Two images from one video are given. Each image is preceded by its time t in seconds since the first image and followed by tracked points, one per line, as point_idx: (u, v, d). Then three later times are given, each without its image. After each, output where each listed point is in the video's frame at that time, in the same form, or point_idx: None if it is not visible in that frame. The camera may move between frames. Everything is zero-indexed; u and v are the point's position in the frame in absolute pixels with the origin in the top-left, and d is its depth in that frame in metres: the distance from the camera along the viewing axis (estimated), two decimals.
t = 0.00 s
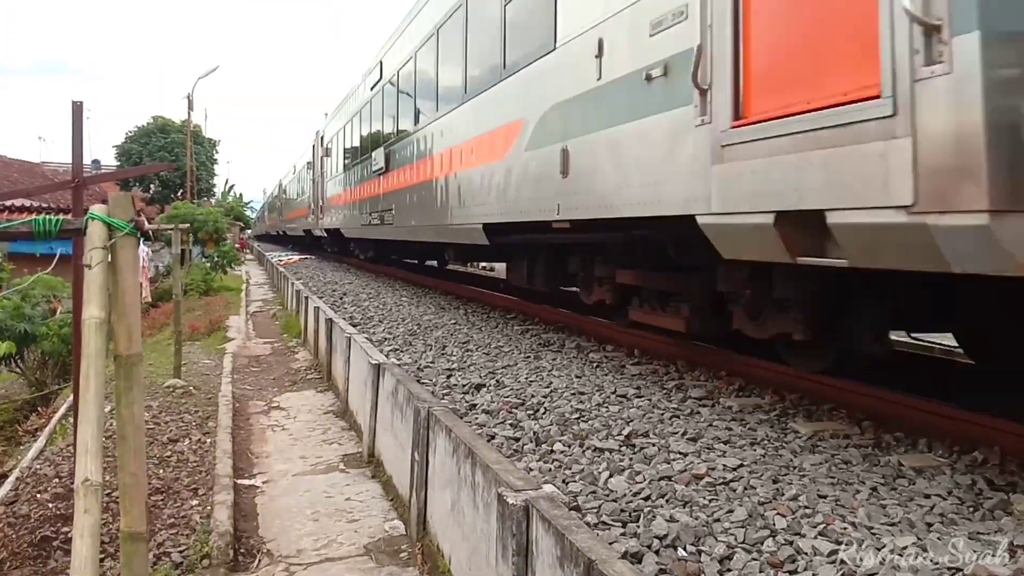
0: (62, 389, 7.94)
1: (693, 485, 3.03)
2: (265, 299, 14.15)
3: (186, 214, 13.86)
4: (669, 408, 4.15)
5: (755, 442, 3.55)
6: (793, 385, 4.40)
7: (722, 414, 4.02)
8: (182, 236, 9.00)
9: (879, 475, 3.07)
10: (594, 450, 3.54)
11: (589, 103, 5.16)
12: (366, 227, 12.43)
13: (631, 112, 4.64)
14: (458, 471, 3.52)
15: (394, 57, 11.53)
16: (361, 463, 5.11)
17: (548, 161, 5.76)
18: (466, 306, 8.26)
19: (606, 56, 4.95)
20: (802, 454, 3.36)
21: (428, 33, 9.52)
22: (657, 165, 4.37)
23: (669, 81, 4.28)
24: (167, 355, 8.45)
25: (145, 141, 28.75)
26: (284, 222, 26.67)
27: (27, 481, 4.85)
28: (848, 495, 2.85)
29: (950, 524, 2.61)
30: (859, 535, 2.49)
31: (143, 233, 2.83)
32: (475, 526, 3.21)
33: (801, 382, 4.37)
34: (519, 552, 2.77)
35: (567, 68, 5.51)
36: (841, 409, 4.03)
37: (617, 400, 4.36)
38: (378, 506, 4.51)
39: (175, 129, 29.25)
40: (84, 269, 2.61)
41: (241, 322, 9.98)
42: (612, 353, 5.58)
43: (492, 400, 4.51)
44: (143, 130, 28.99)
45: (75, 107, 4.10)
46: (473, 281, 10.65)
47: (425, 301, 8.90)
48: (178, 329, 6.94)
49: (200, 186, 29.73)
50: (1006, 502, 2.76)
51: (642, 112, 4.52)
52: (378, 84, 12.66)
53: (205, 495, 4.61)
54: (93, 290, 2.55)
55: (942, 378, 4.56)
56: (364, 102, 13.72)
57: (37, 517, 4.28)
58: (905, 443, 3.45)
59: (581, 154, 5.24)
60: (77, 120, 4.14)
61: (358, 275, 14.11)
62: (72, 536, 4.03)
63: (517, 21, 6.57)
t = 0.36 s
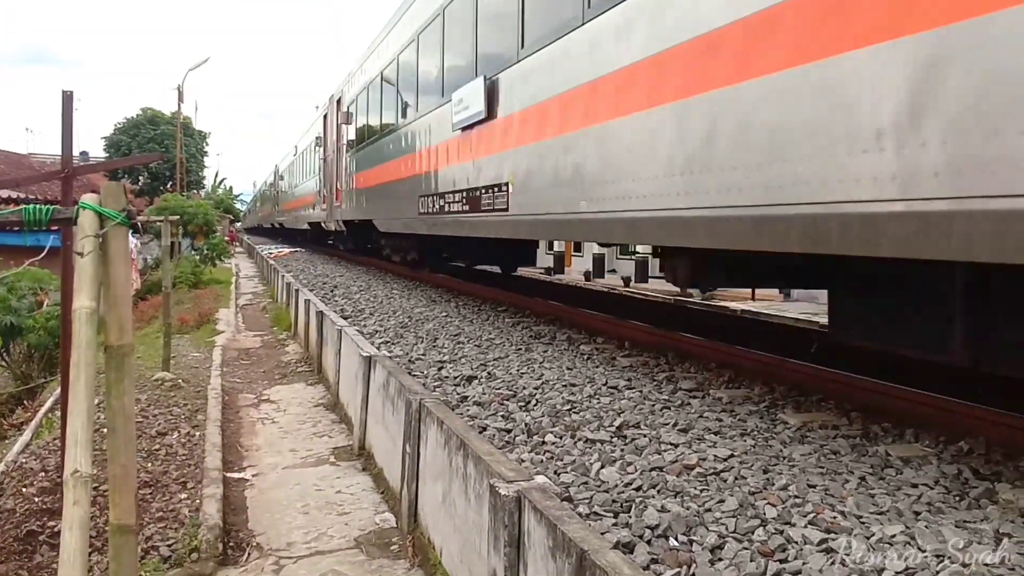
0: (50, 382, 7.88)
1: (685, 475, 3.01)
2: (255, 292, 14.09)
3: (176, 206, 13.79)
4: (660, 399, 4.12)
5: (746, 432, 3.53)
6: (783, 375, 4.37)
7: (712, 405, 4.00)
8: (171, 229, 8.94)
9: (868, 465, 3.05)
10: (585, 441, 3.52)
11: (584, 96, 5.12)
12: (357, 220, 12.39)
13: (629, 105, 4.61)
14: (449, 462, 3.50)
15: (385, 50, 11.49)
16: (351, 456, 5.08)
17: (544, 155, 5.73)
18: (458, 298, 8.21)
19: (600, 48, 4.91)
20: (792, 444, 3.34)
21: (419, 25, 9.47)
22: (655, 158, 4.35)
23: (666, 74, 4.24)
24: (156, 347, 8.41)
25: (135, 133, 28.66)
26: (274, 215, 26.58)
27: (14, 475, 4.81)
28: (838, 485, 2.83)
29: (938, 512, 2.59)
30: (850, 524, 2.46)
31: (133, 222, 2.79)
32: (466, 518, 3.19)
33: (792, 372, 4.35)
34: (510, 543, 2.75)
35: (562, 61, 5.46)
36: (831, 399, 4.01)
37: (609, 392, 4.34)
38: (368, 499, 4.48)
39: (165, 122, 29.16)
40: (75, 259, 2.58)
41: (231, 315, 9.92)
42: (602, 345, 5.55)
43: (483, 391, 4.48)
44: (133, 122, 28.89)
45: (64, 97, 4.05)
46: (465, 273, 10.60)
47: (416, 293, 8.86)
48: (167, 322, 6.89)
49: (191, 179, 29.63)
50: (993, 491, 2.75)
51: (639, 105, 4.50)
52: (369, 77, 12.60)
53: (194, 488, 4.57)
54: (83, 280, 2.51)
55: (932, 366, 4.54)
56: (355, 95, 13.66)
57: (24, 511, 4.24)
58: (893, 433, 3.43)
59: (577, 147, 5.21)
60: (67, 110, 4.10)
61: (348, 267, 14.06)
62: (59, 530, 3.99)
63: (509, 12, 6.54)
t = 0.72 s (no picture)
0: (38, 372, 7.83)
1: (682, 466, 3.00)
2: (243, 283, 14.03)
3: (162, 196, 13.71)
4: (655, 390, 4.11)
5: (743, 423, 3.52)
6: (778, 366, 4.36)
7: (708, 396, 3.99)
8: (158, 219, 8.89)
9: (869, 457, 3.04)
10: (581, 432, 3.50)
11: (573, 88, 5.08)
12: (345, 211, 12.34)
13: (618, 95, 4.58)
14: (442, 453, 3.48)
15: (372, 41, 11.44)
16: (342, 447, 5.05)
17: (531, 146, 5.69)
18: (447, 289, 8.18)
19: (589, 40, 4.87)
20: (790, 436, 3.33)
21: (406, 15, 9.42)
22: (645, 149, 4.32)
23: (656, 65, 4.20)
24: (144, 338, 8.36)
25: (121, 124, 28.51)
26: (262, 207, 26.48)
27: (3, 464, 4.77)
28: (839, 476, 2.82)
29: (944, 505, 2.59)
30: (853, 516, 2.45)
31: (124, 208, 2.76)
32: (460, 509, 3.17)
33: (788, 363, 4.34)
34: (506, 534, 2.73)
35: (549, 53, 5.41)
36: (827, 390, 4.00)
37: (602, 382, 4.33)
38: (361, 490, 4.45)
39: (152, 113, 29.02)
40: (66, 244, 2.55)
41: (219, 306, 9.88)
42: (595, 336, 5.54)
43: (475, 382, 4.46)
44: (119, 113, 28.74)
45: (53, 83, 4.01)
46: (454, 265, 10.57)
47: (405, 284, 8.84)
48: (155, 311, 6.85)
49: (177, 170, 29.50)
50: (1000, 484, 2.74)
51: (628, 95, 4.46)
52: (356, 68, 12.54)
53: (185, 478, 4.54)
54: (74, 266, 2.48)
55: (926, 357, 4.54)
56: (343, 86, 13.60)
57: (14, 501, 4.20)
58: (893, 425, 3.43)
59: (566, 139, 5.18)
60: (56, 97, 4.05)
61: (337, 259, 14.01)
62: (49, 519, 3.96)
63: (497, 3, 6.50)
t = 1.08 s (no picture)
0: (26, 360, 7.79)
1: (680, 456, 3.00)
2: (231, 272, 13.98)
3: (149, 185, 13.65)
4: (649, 379, 4.12)
5: (740, 413, 3.53)
6: (773, 356, 4.37)
7: (702, 385, 4.00)
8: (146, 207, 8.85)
9: (869, 447, 3.05)
10: (575, 421, 3.50)
11: (560, 72, 5.08)
12: (332, 200, 12.30)
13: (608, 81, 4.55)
14: (435, 442, 3.47)
15: (359, 29, 11.39)
16: (332, 435, 5.04)
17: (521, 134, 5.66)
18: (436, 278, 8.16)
19: (577, 25, 4.86)
20: (788, 426, 3.34)
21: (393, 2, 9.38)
22: (632, 131, 4.32)
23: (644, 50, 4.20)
24: (132, 326, 8.32)
25: (107, 113, 28.36)
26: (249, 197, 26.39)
27: None
28: (841, 467, 2.83)
29: (948, 497, 2.60)
30: (857, 507, 2.46)
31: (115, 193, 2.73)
32: (455, 498, 3.16)
33: (782, 353, 4.34)
34: (502, 524, 2.72)
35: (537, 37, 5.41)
36: (824, 380, 4.01)
37: (595, 371, 4.33)
38: (352, 478, 4.44)
39: (139, 102, 28.89)
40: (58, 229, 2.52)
41: (208, 294, 9.84)
42: (586, 325, 5.54)
43: (466, 371, 4.46)
44: (105, 102, 28.60)
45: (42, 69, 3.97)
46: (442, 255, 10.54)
47: (393, 273, 8.81)
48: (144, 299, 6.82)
49: (163, 160, 29.36)
50: (1004, 475, 2.75)
51: (619, 81, 4.44)
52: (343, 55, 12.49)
53: (175, 466, 4.52)
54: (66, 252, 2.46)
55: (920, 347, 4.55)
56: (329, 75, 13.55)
57: (5, 488, 4.18)
58: (893, 415, 3.44)
59: (551, 123, 5.18)
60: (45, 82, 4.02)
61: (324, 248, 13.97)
62: (41, 507, 3.94)
63: None
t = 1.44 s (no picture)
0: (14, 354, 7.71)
1: (685, 454, 2.96)
2: (220, 266, 13.89)
3: (138, 178, 13.56)
4: (648, 375, 4.07)
5: (743, 410, 3.49)
6: (772, 351, 4.33)
7: (703, 381, 3.96)
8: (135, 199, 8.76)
9: (878, 444, 3.02)
10: (575, 418, 3.46)
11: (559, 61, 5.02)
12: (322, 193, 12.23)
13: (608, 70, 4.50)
14: (432, 438, 3.43)
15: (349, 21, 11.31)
16: (325, 430, 4.99)
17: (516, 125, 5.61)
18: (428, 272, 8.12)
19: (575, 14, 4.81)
20: (794, 422, 3.30)
21: None
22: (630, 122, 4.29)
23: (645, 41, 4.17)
24: (122, 320, 8.25)
25: (95, 106, 28.20)
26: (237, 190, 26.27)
27: None
28: (851, 465, 2.79)
29: (964, 496, 2.56)
30: (872, 508, 2.42)
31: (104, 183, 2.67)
32: (453, 495, 3.11)
33: (781, 348, 4.31)
34: (502, 523, 2.68)
35: (533, 29, 5.41)
36: (826, 376, 3.98)
37: (593, 367, 4.29)
38: (346, 474, 4.39)
39: (126, 95, 28.73)
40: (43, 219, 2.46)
41: (197, 288, 9.77)
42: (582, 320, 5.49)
43: (461, 366, 4.41)
44: (93, 95, 28.44)
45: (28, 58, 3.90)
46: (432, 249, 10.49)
47: (384, 266, 8.76)
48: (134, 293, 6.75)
49: (151, 153, 29.21)
50: (1015, 472, 2.72)
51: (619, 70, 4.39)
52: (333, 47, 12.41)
53: (167, 462, 4.47)
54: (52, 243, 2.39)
55: (920, 342, 4.53)
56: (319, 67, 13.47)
57: None
58: (897, 411, 3.40)
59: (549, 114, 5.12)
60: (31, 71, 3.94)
61: (315, 242, 13.90)
62: (30, 504, 3.88)
63: None
